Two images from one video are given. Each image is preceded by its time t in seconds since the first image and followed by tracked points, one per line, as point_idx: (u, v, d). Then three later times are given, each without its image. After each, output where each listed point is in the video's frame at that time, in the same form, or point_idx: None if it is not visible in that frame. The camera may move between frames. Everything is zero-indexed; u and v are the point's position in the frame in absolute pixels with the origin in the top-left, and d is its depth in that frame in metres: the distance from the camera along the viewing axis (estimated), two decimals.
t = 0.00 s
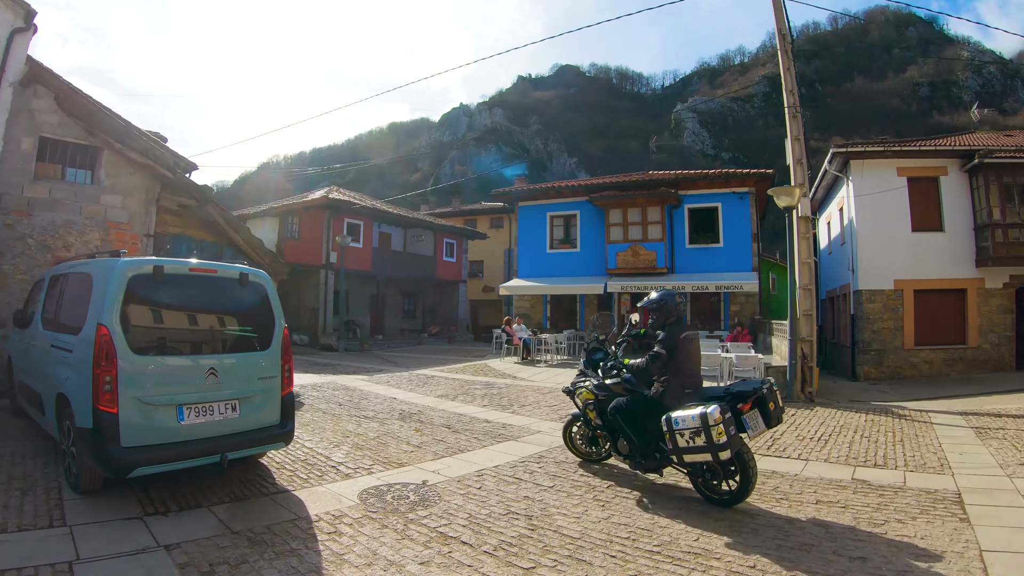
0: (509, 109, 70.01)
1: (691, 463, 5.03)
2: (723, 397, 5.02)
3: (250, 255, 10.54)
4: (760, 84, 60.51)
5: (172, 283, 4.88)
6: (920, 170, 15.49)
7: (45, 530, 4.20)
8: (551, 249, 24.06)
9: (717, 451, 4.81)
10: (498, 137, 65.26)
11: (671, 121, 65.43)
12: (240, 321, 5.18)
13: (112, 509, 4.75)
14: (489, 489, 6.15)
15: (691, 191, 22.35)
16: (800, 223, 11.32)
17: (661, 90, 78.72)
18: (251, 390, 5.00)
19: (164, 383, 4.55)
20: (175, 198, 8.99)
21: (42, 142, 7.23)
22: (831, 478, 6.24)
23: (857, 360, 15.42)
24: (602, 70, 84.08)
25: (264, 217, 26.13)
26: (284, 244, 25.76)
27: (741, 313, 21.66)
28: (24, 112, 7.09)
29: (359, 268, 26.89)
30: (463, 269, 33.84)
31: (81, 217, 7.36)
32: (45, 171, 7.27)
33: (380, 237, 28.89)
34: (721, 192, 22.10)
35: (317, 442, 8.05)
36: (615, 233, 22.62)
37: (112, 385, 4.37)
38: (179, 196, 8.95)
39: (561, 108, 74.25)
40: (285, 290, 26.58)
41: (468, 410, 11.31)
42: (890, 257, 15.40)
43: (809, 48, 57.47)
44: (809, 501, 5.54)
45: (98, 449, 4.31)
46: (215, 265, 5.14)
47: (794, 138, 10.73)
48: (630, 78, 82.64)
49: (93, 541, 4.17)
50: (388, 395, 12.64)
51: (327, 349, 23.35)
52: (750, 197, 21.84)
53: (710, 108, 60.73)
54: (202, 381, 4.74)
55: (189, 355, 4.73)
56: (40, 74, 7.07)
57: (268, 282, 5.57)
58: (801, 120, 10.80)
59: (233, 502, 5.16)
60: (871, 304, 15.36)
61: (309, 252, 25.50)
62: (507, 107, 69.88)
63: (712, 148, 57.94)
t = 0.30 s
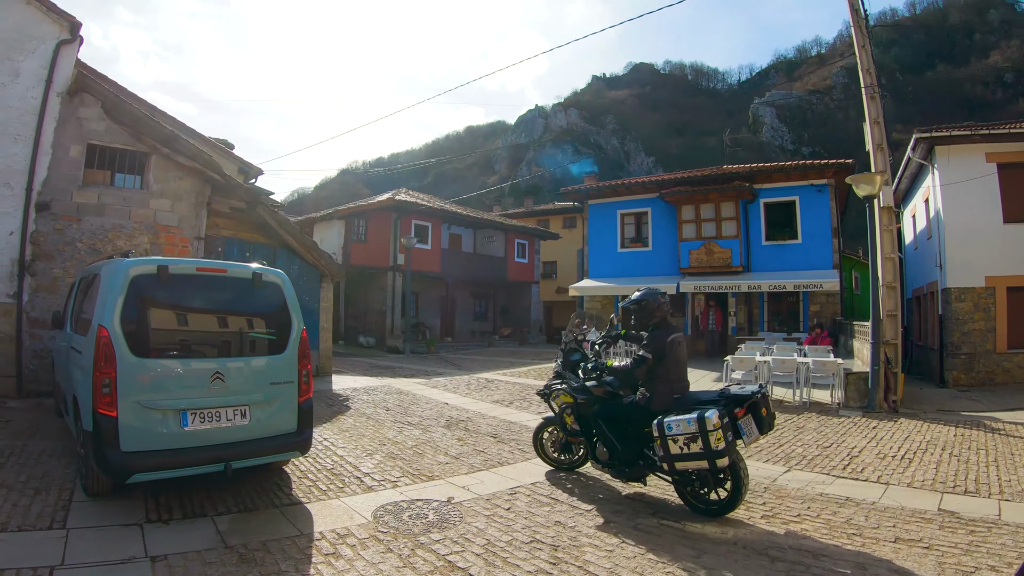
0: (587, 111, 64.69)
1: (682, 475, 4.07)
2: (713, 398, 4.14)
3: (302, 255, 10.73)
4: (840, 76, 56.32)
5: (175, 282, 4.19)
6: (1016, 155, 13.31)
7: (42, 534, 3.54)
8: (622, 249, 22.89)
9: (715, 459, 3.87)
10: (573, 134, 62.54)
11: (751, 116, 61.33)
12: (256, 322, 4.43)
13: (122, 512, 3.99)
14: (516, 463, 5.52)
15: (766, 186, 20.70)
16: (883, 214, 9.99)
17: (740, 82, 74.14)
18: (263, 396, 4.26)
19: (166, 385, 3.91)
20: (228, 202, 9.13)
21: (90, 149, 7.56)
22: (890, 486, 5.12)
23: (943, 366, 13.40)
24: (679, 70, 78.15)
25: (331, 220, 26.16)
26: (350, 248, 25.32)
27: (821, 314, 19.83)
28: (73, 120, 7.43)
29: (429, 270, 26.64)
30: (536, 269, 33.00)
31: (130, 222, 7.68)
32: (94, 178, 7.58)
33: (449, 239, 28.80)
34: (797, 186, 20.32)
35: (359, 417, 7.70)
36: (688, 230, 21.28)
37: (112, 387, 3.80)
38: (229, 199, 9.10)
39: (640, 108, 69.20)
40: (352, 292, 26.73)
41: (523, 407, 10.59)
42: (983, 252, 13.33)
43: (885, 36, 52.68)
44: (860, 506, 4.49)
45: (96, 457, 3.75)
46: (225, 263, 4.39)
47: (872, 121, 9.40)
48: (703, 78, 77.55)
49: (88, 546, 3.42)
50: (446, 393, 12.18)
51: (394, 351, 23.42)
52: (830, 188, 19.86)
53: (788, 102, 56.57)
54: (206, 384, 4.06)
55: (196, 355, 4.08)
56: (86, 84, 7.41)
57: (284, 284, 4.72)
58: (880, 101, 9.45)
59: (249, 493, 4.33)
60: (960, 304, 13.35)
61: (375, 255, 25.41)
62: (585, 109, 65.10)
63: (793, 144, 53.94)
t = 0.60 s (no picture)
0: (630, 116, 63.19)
1: (610, 477, 3.93)
2: (641, 400, 4.03)
3: (318, 258, 10.42)
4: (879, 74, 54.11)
5: (144, 283, 4.01)
6: None
7: None
8: (654, 251, 22.23)
9: (640, 462, 3.75)
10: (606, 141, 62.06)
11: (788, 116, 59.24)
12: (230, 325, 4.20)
13: (85, 520, 3.79)
14: (518, 482, 5.08)
15: (802, 184, 19.74)
16: (928, 210, 9.23)
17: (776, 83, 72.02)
18: (232, 404, 4.00)
19: (126, 390, 3.70)
20: (240, 204, 9.04)
21: (99, 152, 7.52)
22: (934, 516, 4.51)
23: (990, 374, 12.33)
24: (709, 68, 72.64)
25: (360, 223, 25.83)
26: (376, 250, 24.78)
27: (861, 319, 18.83)
28: (80, 123, 7.38)
29: (459, 275, 26.36)
30: (569, 274, 32.51)
31: (138, 224, 7.61)
32: (103, 180, 7.56)
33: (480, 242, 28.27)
34: (835, 184, 19.32)
35: (366, 425, 7.42)
36: (722, 232, 20.48)
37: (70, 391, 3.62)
38: (240, 201, 9.05)
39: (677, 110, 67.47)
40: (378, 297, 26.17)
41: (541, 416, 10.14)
42: None
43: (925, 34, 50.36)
44: (900, 543, 3.90)
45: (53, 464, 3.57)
46: (194, 263, 4.15)
47: (912, 111, 8.67)
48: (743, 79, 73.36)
49: (37, 555, 3.21)
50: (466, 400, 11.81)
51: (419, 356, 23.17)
52: (870, 186, 18.87)
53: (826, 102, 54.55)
54: (169, 391, 3.82)
55: (178, 360, 3.91)
56: (94, 87, 7.39)
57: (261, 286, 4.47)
58: (920, 88, 8.70)
59: (218, 507, 4.07)
60: (1010, 308, 12.29)
61: (403, 259, 24.89)
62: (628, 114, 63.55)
63: (831, 145, 51.83)
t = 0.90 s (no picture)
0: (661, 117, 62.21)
1: (511, 475, 3.98)
2: (548, 400, 4.06)
3: (328, 261, 10.15)
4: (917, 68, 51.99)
5: (100, 286, 3.78)
6: None
7: None
8: (684, 251, 21.51)
9: (535, 461, 3.79)
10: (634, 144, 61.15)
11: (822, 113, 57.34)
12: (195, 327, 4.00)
13: (40, 530, 3.60)
14: (492, 494, 4.83)
15: (838, 178, 18.75)
16: (973, 200, 8.54)
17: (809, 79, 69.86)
18: (190, 414, 3.77)
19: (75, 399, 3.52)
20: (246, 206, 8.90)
21: (100, 156, 7.45)
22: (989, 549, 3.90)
23: None
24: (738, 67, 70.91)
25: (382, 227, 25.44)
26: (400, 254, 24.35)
27: (903, 320, 17.70)
28: (82, 128, 7.33)
29: (487, 278, 26.01)
30: (600, 276, 31.91)
31: (140, 228, 7.49)
32: (105, 185, 7.50)
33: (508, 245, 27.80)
34: (872, 178, 18.29)
35: (370, 434, 7.09)
36: (755, 230, 19.60)
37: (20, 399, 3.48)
38: (246, 203, 8.92)
39: (709, 109, 65.79)
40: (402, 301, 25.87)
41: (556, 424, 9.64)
42: None
43: (964, 25, 48.17)
44: None
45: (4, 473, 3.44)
46: (150, 263, 3.93)
47: (952, 92, 7.93)
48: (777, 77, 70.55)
49: None
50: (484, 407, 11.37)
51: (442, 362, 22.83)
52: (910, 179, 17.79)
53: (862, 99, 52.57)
54: (120, 400, 3.61)
55: (146, 367, 3.72)
56: (95, 91, 7.32)
57: (225, 288, 4.21)
58: (961, 68, 7.95)
59: (179, 523, 3.81)
60: None
61: (427, 262, 24.70)
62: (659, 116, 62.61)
63: (869, 142, 49.79)
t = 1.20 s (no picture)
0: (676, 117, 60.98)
1: (413, 471, 4.09)
2: (454, 401, 4.12)
3: (320, 260, 9.90)
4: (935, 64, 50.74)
5: (38, 285, 3.61)
6: None
7: None
8: (695, 250, 21.01)
9: (431, 460, 3.89)
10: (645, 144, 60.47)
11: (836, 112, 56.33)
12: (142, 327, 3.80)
13: None
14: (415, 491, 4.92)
15: (855, 173, 18.14)
16: (998, 192, 8.03)
17: (824, 77, 68.64)
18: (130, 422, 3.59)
19: (7, 405, 3.39)
20: (233, 205, 8.70)
21: (84, 154, 7.29)
22: None
23: None
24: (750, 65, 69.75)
25: (388, 227, 25.15)
26: (404, 254, 24.13)
27: (922, 322, 17.03)
28: (65, 126, 7.18)
29: (496, 279, 25.55)
30: (610, 276, 31.43)
31: (123, 227, 7.31)
32: (88, 183, 7.29)
33: (517, 245, 27.44)
34: (890, 172, 17.66)
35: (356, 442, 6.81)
36: (767, 227, 19.07)
37: None
38: (233, 201, 8.72)
39: (722, 108, 64.89)
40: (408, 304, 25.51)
41: (556, 430, 9.29)
42: None
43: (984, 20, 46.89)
44: None
45: None
46: (90, 260, 3.73)
47: (974, 77, 7.42)
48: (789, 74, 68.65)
49: None
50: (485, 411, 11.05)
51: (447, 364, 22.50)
52: (928, 173, 17.13)
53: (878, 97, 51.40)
54: (54, 405, 3.45)
55: (82, 369, 3.57)
56: (80, 89, 7.14)
57: (170, 286, 4.01)
58: (982, 52, 7.47)
59: (121, 536, 3.61)
60: None
61: (432, 262, 24.20)
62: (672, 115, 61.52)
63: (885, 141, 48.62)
